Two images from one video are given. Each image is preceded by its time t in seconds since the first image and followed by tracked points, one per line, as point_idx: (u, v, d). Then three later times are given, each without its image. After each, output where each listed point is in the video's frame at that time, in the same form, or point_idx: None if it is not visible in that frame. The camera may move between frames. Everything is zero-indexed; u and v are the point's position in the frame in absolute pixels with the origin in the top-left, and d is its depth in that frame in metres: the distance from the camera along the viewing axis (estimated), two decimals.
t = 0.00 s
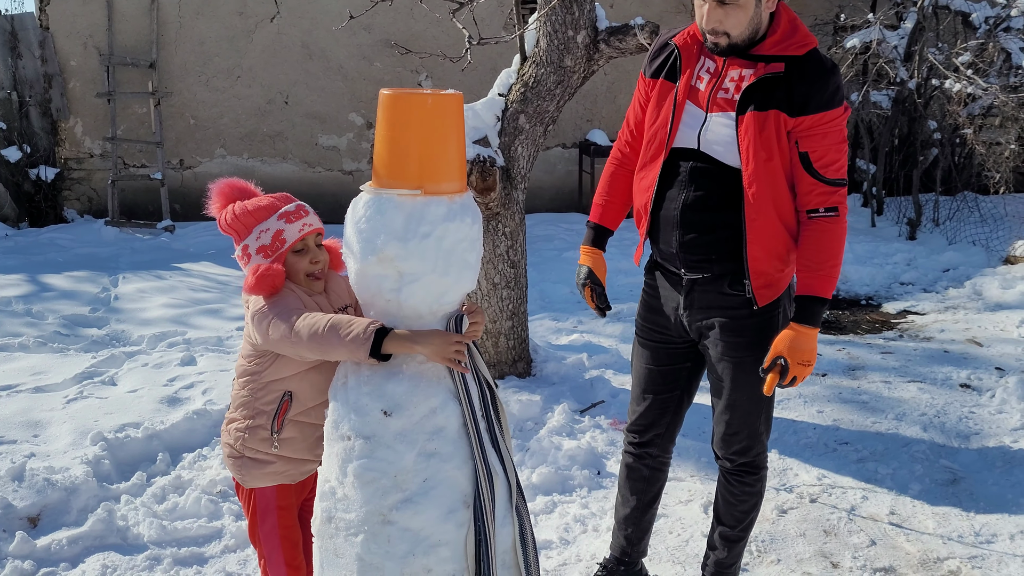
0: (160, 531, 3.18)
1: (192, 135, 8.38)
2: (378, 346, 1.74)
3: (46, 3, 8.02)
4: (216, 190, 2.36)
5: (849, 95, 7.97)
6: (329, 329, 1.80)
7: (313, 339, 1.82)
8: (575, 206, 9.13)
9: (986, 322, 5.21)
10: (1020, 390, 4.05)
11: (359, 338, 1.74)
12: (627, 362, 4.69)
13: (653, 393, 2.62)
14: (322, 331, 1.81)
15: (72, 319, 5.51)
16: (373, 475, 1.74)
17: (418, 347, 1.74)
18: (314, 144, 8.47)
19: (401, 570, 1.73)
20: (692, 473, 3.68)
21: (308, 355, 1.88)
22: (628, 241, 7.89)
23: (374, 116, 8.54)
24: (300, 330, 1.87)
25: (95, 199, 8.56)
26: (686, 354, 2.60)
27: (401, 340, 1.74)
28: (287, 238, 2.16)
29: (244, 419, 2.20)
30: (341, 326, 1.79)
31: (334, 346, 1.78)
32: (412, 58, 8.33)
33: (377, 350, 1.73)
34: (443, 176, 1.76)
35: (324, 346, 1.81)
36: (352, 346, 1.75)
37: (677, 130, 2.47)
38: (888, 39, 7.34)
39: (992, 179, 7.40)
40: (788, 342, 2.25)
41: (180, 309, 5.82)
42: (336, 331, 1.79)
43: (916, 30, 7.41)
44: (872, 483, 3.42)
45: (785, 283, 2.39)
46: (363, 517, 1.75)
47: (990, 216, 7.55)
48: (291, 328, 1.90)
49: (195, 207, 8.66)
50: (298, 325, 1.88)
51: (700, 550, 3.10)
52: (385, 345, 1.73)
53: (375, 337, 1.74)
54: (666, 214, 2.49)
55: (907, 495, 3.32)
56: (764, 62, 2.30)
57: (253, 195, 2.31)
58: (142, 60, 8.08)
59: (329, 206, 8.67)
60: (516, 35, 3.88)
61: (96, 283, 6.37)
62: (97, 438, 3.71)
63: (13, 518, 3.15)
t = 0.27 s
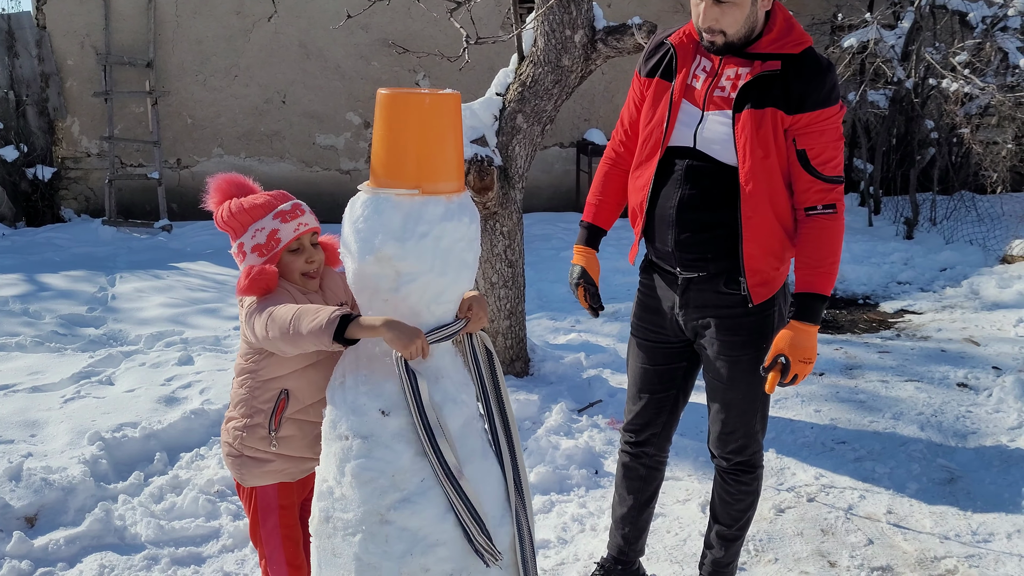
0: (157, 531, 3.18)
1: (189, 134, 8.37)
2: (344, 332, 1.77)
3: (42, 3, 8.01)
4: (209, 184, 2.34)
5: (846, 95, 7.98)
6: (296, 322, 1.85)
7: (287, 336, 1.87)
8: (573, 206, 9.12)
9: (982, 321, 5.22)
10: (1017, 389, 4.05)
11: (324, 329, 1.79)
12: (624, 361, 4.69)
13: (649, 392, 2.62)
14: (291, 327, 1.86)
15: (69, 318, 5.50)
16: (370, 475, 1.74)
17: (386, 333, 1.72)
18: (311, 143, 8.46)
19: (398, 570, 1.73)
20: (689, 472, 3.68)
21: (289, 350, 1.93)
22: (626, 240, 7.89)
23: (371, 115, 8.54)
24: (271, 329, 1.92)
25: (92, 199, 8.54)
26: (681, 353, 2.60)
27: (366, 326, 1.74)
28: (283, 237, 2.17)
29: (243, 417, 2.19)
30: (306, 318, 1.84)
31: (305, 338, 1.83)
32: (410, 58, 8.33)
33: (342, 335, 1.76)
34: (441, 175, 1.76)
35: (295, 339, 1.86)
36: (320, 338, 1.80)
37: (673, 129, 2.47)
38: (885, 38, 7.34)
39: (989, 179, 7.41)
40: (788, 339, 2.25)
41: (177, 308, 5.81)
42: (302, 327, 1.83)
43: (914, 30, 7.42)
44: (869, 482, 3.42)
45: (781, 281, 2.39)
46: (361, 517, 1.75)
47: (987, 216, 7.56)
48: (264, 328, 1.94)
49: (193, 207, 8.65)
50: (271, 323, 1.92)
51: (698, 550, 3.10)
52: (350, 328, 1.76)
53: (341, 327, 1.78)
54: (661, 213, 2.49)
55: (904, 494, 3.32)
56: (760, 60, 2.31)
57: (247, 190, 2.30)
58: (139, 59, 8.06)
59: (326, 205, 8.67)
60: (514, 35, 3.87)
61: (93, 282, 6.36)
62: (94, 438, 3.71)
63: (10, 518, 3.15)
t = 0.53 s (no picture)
0: (155, 531, 3.17)
1: (187, 134, 8.36)
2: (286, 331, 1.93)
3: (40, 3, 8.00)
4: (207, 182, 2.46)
5: (844, 95, 7.98)
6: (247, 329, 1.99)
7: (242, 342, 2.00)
8: (571, 206, 9.12)
9: (980, 321, 5.22)
10: (1014, 389, 4.06)
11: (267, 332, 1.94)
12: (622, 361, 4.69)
13: (646, 392, 2.62)
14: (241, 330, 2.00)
15: (66, 318, 5.49)
16: (369, 474, 1.75)
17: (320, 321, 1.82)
18: (309, 143, 8.46)
19: (396, 570, 1.73)
20: (687, 472, 3.68)
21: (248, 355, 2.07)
22: (624, 240, 7.90)
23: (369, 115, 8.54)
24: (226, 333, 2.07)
25: (89, 199, 8.53)
26: (678, 353, 2.60)
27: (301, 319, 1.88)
28: (262, 238, 2.26)
29: (225, 421, 2.20)
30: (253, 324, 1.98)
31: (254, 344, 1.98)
32: (408, 57, 8.33)
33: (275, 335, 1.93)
34: (439, 176, 1.76)
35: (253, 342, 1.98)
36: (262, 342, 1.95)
37: (670, 128, 2.47)
38: (883, 38, 7.34)
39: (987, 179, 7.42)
40: (782, 338, 2.25)
41: (175, 308, 5.81)
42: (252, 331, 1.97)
43: (911, 30, 7.43)
44: (867, 482, 3.43)
45: (777, 281, 2.39)
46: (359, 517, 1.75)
47: (984, 215, 7.56)
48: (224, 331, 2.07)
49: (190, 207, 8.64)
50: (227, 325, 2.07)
51: (696, 550, 3.10)
52: (285, 326, 1.92)
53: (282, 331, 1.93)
54: (658, 213, 2.49)
55: (902, 494, 3.33)
56: (757, 60, 2.31)
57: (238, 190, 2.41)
58: (137, 59, 8.05)
59: (324, 205, 8.67)
60: (512, 35, 3.87)
61: (90, 282, 6.36)
62: (92, 438, 3.70)
63: (8, 519, 3.15)
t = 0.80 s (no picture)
0: (153, 531, 3.17)
1: (184, 134, 8.35)
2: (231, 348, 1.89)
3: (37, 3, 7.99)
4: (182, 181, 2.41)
5: (842, 95, 7.99)
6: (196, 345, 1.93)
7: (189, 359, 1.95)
8: (568, 206, 9.13)
9: (977, 321, 5.23)
10: (1011, 389, 4.06)
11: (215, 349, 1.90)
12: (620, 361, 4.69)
13: (643, 393, 2.62)
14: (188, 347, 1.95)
15: (63, 319, 5.49)
16: (367, 475, 1.75)
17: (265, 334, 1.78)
18: (306, 143, 8.46)
19: (394, 570, 1.73)
20: (685, 472, 3.69)
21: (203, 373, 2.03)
22: (621, 241, 7.90)
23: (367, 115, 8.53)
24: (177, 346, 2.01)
25: (87, 199, 8.52)
26: (675, 353, 2.60)
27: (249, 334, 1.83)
28: (244, 241, 2.24)
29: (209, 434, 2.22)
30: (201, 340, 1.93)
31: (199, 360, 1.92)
32: (405, 58, 8.33)
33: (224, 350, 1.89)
34: (437, 176, 1.76)
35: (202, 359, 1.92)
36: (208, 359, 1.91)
37: (667, 128, 2.47)
38: (880, 39, 7.35)
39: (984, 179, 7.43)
40: (780, 338, 2.25)
41: (172, 308, 5.80)
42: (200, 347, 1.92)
43: (908, 30, 7.44)
44: (864, 482, 3.43)
45: (775, 281, 2.40)
46: (358, 517, 1.75)
47: (981, 216, 7.55)
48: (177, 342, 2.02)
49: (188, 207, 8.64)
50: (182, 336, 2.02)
51: (694, 549, 3.11)
52: (230, 343, 1.89)
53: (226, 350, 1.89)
54: (655, 212, 2.50)
55: (899, 494, 3.33)
56: (754, 60, 2.31)
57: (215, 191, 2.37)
58: (134, 59, 8.04)
59: (322, 206, 8.67)
60: (509, 35, 3.87)
61: (87, 282, 6.35)
62: (89, 438, 3.70)
63: (5, 519, 3.14)
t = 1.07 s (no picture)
0: (151, 532, 3.17)
1: (181, 134, 8.34)
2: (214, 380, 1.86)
3: (34, 2, 7.97)
4: (155, 179, 2.29)
5: (839, 95, 8.00)
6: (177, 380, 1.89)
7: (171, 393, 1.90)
8: (566, 206, 9.13)
9: (973, 321, 5.24)
10: (1007, 389, 4.07)
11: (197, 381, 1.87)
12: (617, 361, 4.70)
13: (641, 393, 2.63)
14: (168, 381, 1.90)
15: (60, 318, 5.48)
16: (365, 475, 1.75)
17: (247, 366, 1.79)
18: (304, 143, 8.45)
19: (392, 570, 1.73)
20: (682, 472, 3.69)
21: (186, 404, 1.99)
22: (619, 241, 7.91)
23: (364, 115, 8.53)
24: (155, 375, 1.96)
25: (83, 199, 8.50)
26: (673, 354, 2.61)
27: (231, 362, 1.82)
28: (233, 248, 2.19)
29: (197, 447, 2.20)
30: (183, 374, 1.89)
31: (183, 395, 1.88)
32: (403, 58, 8.33)
33: (213, 382, 1.87)
34: (435, 176, 1.76)
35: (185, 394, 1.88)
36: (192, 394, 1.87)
37: (665, 129, 2.48)
38: (877, 39, 7.36)
39: (980, 179, 7.44)
40: (777, 339, 2.26)
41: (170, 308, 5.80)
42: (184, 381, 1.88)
43: (905, 31, 7.45)
44: (861, 482, 3.44)
45: (772, 281, 2.40)
46: (356, 517, 1.75)
47: (979, 216, 7.52)
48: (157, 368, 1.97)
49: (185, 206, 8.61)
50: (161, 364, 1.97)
51: (691, 549, 3.11)
52: (214, 374, 1.86)
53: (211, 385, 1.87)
54: (653, 213, 2.50)
55: (896, 494, 3.34)
56: (751, 61, 2.32)
57: (193, 193, 2.27)
58: (131, 59, 8.03)
59: (319, 206, 8.67)
60: (507, 35, 3.87)
61: (84, 282, 6.34)
62: (87, 438, 3.69)
63: (2, 519, 3.14)
